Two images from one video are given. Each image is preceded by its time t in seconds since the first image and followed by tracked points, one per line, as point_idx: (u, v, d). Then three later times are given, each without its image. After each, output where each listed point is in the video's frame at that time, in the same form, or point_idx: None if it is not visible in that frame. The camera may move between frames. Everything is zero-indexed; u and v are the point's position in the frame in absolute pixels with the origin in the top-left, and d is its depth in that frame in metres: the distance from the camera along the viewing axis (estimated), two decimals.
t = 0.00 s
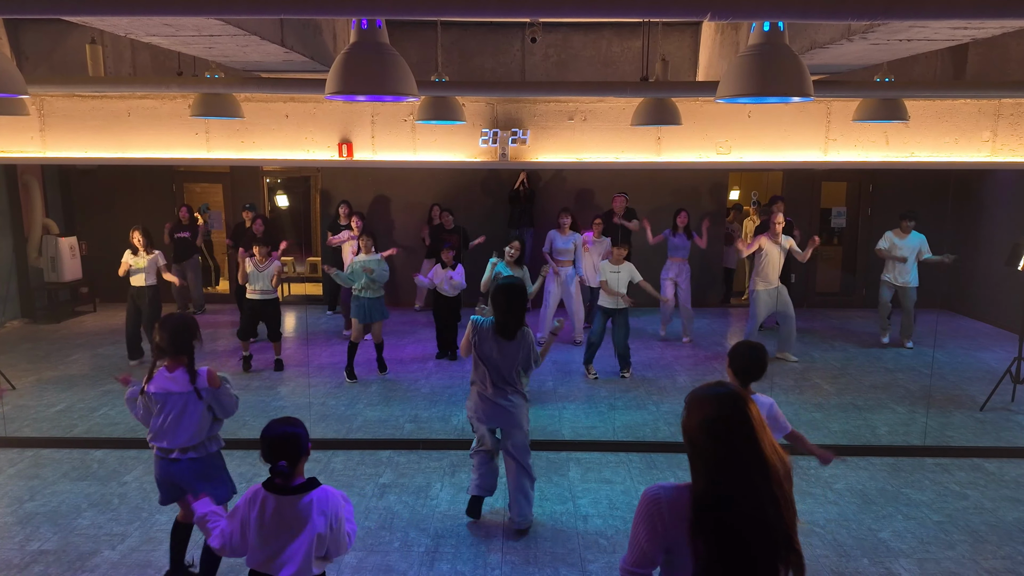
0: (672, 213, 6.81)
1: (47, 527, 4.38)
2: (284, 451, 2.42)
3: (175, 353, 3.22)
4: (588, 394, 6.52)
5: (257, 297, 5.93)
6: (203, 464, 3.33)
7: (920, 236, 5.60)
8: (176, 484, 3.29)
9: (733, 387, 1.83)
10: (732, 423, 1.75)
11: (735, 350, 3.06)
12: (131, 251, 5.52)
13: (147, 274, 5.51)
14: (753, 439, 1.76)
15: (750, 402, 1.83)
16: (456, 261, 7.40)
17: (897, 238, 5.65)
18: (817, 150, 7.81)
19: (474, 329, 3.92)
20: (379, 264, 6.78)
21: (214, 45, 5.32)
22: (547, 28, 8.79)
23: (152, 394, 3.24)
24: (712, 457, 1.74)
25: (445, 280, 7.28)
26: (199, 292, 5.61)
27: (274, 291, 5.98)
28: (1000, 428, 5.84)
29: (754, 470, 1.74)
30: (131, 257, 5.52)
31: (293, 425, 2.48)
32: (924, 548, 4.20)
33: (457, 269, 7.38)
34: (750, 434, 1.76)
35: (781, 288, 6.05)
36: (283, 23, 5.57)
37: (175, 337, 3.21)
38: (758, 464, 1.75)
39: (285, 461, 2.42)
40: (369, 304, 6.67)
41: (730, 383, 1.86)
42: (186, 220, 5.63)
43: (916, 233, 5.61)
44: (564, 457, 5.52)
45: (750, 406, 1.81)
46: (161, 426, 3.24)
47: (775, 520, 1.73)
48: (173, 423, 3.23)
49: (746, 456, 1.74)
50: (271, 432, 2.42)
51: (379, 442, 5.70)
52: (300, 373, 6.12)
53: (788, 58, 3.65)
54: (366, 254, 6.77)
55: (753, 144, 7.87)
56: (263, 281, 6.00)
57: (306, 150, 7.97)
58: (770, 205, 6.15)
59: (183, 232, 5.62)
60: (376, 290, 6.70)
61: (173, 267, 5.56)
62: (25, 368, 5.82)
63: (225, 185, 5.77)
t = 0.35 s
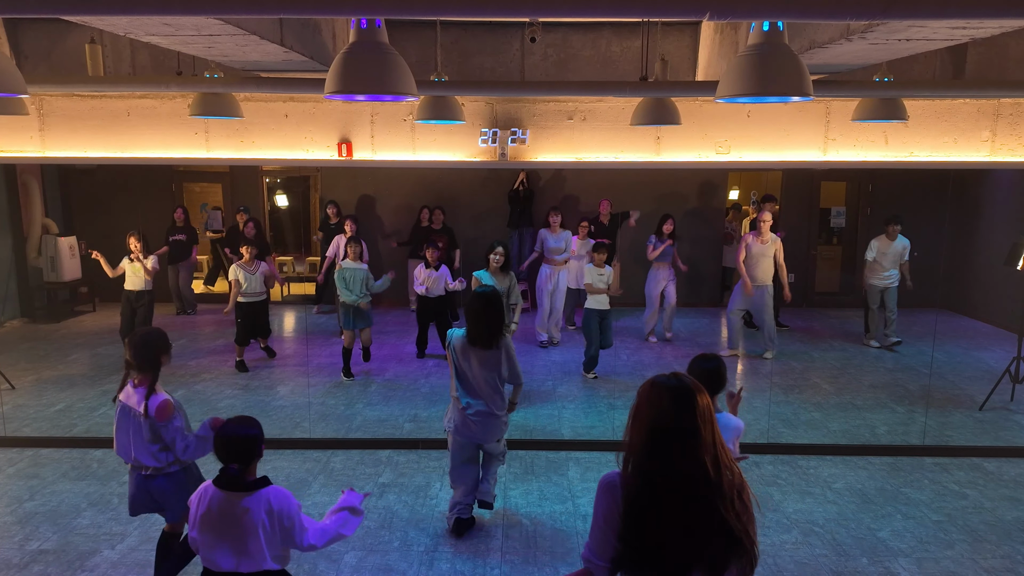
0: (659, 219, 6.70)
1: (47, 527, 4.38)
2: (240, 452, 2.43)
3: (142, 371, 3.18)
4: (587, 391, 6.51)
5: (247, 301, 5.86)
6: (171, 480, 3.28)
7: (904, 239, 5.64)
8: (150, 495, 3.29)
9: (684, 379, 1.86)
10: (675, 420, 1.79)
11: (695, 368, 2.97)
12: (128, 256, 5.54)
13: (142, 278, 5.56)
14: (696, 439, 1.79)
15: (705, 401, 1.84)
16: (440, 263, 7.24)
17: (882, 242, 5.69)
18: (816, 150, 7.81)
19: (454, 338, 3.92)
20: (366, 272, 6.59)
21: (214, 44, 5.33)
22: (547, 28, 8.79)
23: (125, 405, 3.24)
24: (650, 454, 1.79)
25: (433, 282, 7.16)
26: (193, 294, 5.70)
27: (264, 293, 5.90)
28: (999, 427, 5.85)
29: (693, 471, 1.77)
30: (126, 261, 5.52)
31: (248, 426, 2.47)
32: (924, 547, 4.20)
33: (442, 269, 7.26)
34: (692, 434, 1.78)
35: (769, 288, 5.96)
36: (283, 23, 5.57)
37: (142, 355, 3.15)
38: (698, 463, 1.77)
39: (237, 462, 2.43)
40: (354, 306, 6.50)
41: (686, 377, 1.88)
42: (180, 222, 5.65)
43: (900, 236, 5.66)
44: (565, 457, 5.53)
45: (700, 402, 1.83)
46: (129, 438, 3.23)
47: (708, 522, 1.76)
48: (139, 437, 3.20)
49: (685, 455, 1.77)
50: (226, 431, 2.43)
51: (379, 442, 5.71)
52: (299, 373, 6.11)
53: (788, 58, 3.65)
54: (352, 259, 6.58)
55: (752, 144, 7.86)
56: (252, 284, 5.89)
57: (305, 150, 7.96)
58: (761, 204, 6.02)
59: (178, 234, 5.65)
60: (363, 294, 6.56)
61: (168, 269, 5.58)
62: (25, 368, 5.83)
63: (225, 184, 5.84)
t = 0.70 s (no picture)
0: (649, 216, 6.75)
1: (49, 526, 4.39)
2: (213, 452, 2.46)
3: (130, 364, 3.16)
4: (587, 391, 6.52)
5: (257, 294, 5.77)
6: (149, 481, 3.20)
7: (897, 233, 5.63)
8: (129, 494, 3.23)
9: (673, 389, 1.99)
10: (657, 432, 1.93)
11: (683, 355, 3.11)
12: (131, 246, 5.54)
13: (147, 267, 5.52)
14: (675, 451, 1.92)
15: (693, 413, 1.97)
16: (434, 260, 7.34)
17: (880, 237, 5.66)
18: (817, 150, 7.80)
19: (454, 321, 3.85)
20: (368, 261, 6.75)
21: (214, 44, 5.33)
22: (547, 28, 8.79)
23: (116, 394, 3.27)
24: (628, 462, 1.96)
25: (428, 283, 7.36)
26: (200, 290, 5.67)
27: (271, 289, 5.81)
28: (1000, 427, 5.84)
29: (667, 481, 1.92)
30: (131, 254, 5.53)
31: (223, 427, 2.51)
32: (924, 547, 4.20)
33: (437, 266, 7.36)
34: (672, 446, 1.92)
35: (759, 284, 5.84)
36: (284, 22, 5.57)
37: (128, 349, 3.14)
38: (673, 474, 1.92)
39: (207, 463, 2.46)
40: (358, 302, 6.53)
41: (679, 386, 2.00)
42: (183, 219, 5.62)
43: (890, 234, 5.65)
44: (565, 456, 5.54)
45: (688, 414, 1.96)
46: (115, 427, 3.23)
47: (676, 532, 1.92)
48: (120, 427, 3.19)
49: (659, 465, 1.92)
50: (200, 432, 2.47)
51: (379, 441, 5.72)
52: (300, 373, 6.11)
53: (788, 57, 3.65)
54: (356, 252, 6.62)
55: (753, 144, 7.86)
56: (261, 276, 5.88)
57: (306, 150, 7.96)
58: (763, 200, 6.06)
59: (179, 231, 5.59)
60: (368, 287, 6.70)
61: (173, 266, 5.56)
62: (26, 367, 5.83)
63: (225, 184, 5.82)
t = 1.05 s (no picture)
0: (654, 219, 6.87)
1: (51, 525, 4.39)
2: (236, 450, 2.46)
3: (130, 382, 3.16)
4: (589, 391, 6.51)
5: (258, 293, 5.83)
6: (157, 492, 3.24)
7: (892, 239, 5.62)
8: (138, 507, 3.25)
9: (683, 443, 1.81)
10: (672, 492, 1.73)
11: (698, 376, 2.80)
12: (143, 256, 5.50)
13: (162, 277, 5.55)
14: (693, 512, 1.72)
15: (708, 468, 1.77)
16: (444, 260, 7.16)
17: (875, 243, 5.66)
18: (819, 150, 7.79)
19: (454, 340, 3.80)
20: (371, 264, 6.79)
21: (217, 44, 5.33)
22: (549, 27, 8.79)
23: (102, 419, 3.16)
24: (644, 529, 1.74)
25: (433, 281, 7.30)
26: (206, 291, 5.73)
27: (275, 288, 5.88)
28: (1002, 428, 5.84)
29: (692, 550, 1.70)
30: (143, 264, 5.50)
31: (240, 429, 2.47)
32: (926, 547, 4.20)
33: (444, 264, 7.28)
34: (690, 507, 1.72)
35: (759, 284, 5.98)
36: (286, 22, 5.57)
37: (130, 368, 3.14)
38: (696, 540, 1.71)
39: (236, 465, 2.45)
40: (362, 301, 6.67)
41: (689, 441, 1.82)
42: (193, 221, 5.68)
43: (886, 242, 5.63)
44: (567, 456, 5.54)
45: (702, 467, 1.77)
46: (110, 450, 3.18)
47: None
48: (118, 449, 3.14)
49: (679, 533, 1.71)
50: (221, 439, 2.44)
51: (381, 441, 5.73)
52: (301, 372, 6.11)
53: (790, 57, 3.64)
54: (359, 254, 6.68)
55: (755, 144, 7.84)
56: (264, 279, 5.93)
57: (308, 149, 7.96)
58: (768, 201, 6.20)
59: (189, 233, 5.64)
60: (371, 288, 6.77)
61: (182, 266, 5.56)
62: (28, 366, 5.84)
63: (227, 184, 5.89)
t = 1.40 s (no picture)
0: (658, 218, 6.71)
1: (53, 524, 4.40)
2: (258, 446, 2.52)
3: (142, 382, 3.12)
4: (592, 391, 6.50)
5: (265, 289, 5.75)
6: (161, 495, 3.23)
7: (897, 228, 5.63)
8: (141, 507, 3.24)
9: (688, 481, 1.73)
10: (678, 533, 1.65)
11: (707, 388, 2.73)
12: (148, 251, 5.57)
13: (167, 270, 5.61)
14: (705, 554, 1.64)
15: (717, 505, 1.70)
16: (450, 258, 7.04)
17: (878, 234, 5.65)
18: (822, 150, 7.78)
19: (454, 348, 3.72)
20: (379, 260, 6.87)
21: (220, 43, 5.34)
22: (552, 27, 8.79)
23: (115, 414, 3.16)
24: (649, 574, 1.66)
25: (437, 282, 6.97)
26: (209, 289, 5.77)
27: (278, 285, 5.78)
28: (1005, 428, 5.83)
29: None
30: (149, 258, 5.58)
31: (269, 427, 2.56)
32: (929, 548, 4.19)
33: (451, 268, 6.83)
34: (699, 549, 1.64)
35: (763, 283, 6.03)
36: (290, 21, 5.58)
37: (143, 368, 3.11)
38: None
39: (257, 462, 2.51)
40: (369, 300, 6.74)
41: (694, 478, 1.74)
42: (198, 219, 5.66)
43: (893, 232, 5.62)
44: (570, 456, 5.53)
45: (710, 508, 1.69)
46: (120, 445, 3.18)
47: None
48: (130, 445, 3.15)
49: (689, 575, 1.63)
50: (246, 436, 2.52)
51: (383, 441, 5.73)
52: (304, 372, 6.11)
53: (794, 56, 3.63)
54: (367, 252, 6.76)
55: (758, 144, 7.82)
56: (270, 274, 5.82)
57: (310, 149, 7.96)
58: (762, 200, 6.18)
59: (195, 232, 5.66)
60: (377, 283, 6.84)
61: (187, 262, 5.63)
62: (31, 365, 5.85)
63: (230, 184, 5.88)
